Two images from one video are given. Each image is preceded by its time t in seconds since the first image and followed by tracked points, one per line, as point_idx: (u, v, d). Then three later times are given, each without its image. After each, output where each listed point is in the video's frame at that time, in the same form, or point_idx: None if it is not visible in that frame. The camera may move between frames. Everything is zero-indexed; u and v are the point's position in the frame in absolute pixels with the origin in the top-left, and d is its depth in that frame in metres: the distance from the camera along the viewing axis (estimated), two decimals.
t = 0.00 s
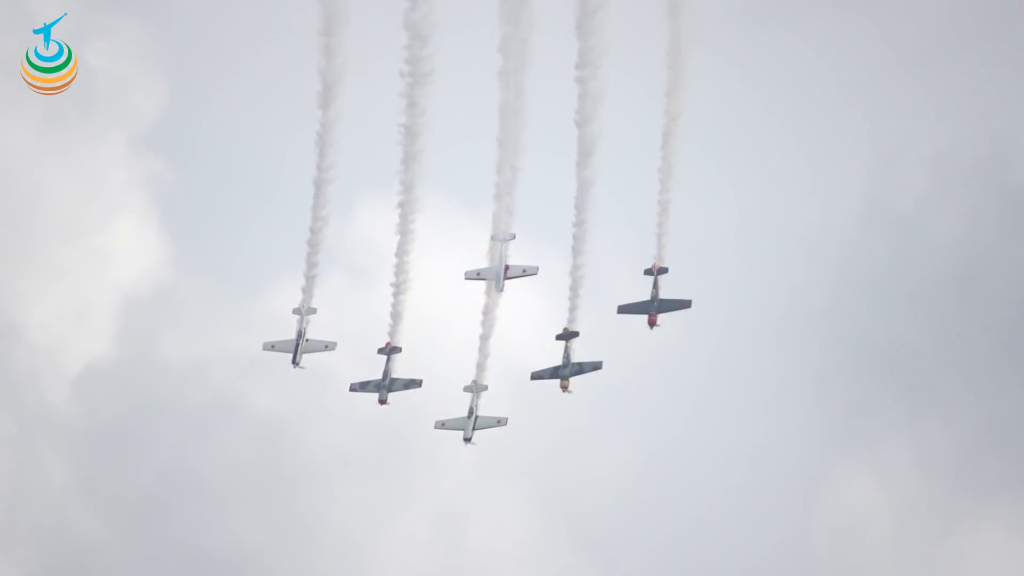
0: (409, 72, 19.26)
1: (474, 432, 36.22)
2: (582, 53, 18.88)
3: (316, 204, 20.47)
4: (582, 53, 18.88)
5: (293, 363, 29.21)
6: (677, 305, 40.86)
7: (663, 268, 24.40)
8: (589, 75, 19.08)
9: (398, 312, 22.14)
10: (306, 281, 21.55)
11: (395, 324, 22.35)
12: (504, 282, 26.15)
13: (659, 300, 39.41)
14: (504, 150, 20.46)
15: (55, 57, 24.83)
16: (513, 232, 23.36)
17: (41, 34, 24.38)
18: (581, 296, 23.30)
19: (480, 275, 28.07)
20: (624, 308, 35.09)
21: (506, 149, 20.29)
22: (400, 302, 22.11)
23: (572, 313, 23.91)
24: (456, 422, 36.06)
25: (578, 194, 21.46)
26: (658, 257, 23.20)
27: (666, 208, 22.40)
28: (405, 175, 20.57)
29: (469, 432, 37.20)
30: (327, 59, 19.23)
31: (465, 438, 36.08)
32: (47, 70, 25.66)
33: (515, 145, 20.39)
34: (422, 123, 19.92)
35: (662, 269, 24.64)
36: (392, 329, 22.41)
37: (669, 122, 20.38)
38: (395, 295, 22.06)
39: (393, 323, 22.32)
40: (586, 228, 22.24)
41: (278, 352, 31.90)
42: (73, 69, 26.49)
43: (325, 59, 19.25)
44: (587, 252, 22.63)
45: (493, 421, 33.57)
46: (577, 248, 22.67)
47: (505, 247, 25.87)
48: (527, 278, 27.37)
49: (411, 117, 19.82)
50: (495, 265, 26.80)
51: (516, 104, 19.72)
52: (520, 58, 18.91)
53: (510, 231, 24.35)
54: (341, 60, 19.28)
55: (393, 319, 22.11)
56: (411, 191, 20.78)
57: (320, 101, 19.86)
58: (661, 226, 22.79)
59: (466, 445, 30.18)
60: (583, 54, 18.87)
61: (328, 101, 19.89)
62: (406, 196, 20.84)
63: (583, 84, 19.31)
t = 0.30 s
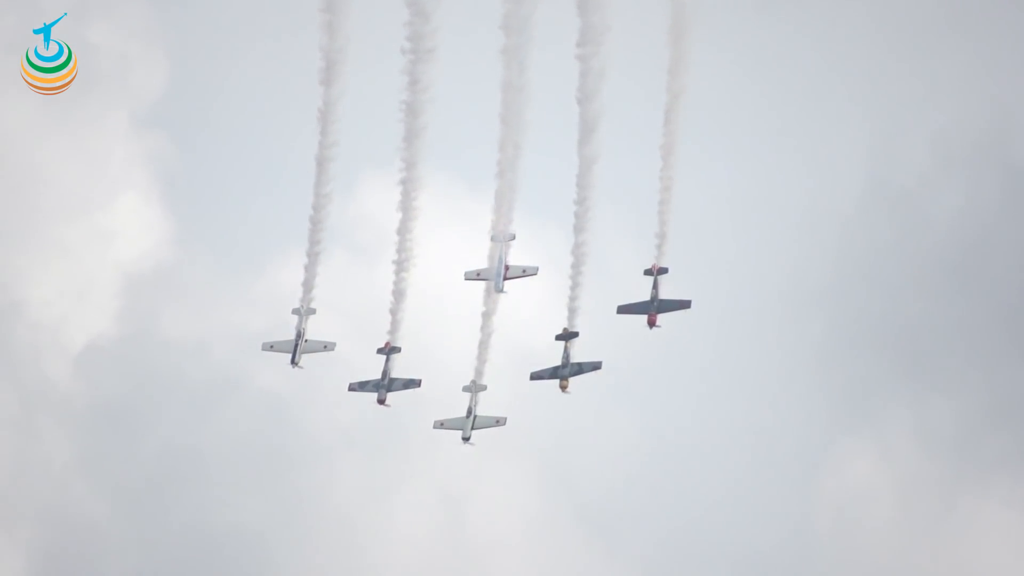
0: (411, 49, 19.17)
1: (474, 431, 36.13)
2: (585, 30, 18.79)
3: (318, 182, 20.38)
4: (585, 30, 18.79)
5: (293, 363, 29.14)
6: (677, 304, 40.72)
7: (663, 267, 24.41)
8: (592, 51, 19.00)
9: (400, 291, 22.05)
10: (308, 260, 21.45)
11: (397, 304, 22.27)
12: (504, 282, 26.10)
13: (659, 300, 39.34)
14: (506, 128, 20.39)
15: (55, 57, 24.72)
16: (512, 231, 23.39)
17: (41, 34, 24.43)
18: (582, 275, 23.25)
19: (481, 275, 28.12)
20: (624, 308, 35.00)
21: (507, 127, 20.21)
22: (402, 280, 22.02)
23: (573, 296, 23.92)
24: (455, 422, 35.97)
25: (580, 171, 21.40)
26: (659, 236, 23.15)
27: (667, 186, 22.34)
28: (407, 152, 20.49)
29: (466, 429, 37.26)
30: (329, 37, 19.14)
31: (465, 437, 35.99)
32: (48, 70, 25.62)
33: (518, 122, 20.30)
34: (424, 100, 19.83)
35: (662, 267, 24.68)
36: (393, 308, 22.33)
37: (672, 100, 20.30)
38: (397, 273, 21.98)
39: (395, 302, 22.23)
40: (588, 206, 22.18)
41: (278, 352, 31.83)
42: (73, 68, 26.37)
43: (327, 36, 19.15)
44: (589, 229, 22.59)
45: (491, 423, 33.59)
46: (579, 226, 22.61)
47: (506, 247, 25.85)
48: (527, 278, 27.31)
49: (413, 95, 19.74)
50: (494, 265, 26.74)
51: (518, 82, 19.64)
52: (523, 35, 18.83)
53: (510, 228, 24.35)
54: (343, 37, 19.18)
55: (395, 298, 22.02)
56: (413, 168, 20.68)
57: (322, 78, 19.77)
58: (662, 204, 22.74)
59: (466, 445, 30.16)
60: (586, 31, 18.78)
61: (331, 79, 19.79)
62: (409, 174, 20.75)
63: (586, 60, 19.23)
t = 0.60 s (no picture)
0: (413, 28, 18.99)
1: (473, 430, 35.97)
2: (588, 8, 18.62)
3: (321, 161, 20.19)
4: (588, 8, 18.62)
5: (293, 364, 29.02)
6: (677, 304, 40.51)
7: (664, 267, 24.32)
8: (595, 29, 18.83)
9: (403, 270, 21.89)
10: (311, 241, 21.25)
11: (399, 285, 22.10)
12: (503, 283, 25.94)
13: (659, 299, 39.19)
14: (509, 107, 20.21)
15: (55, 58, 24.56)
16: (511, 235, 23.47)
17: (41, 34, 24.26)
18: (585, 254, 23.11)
19: (480, 275, 28.03)
20: (624, 308, 34.82)
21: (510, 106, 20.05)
22: (405, 260, 21.85)
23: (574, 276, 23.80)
24: (454, 422, 35.81)
25: (583, 150, 21.24)
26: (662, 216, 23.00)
27: (671, 165, 22.19)
28: (409, 132, 20.32)
29: (466, 429, 37.13)
30: (332, 16, 18.96)
31: (464, 436, 35.81)
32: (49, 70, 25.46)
33: (520, 100, 20.13)
34: (427, 79, 19.65)
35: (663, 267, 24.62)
36: (395, 289, 22.14)
37: (675, 79, 20.15)
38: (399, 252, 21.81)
39: (397, 283, 22.04)
40: (591, 186, 22.03)
41: (277, 352, 31.72)
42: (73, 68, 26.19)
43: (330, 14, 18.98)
44: (592, 207, 22.44)
45: (491, 422, 33.50)
46: (581, 205, 22.46)
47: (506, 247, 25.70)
48: (527, 278, 27.16)
49: (415, 74, 19.56)
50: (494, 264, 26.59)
51: (521, 61, 19.47)
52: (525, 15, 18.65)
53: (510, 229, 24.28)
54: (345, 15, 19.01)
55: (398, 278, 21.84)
56: (416, 147, 20.50)
57: (324, 57, 19.59)
58: (665, 183, 22.59)
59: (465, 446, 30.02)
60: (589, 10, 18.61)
61: (333, 58, 19.60)
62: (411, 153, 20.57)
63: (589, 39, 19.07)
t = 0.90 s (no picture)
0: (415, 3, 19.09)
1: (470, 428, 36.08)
2: None
3: (323, 136, 20.27)
4: None
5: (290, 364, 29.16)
6: (675, 302, 40.56)
7: (662, 266, 24.47)
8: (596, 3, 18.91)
9: (404, 247, 21.97)
10: (312, 217, 21.31)
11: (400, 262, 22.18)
12: (502, 282, 26.05)
13: (658, 298, 39.32)
14: (510, 84, 20.31)
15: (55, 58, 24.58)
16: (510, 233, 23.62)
17: (41, 34, 24.33)
18: (586, 230, 23.24)
19: (478, 274, 28.20)
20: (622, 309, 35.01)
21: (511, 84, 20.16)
22: (406, 237, 21.93)
23: (575, 253, 23.93)
24: (451, 420, 35.91)
25: (583, 126, 21.35)
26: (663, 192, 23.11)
27: (671, 141, 22.30)
28: (410, 108, 20.41)
29: (463, 429, 37.08)
30: None
31: (461, 434, 35.90)
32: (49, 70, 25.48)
33: (521, 76, 20.23)
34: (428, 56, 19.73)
35: (662, 265, 24.72)
36: (396, 265, 22.22)
37: (676, 55, 20.27)
38: (400, 229, 21.90)
39: (398, 258, 22.12)
40: (591, 162, 22.15)
41: (274, 350, 31.86)
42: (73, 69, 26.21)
43: None
44: (593, 183, 22.57)
45: (489, 420, 33.62)
46: (582, 181, 22.58)
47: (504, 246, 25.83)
48: (525, 277, 27.25)
49: (416, 51, 19.66)
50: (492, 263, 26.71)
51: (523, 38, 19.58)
52: None
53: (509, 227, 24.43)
54: None
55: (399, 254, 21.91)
56: (417, 123, 20.58)
57: (325, 33, 19.67)
58: (666, 159, 22.72)
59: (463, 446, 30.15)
60: None
61: (335, 35, 19.70)
62: (412, 130, 20.67)
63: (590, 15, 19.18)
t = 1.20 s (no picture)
0: None
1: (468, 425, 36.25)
2: None
3: (324, 113, 20.35)
4: None
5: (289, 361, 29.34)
6: (672, 301, 40.66)
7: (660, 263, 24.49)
8: None
9: (405, 224, 22.05)
10: (313, 195, 21.36)
11: (402, 238, 22.24)
12: (501, 279, 26.22)
13: (655, 296, 39.41)
14: (510, 62, 20.43)
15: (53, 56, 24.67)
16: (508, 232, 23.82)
17: (40, 34, 24.42)
18: (587, 207, 23.39)
19: (478, 272, 28.37)
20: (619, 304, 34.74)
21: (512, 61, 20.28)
22: (407, 215, 22.02)
23: (575, 231, 24.09)
24: (448, 417, 36.12)
25: (584, 104, 21.48)
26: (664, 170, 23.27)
27: (672, 119, 22.44)
28: (411, 85, 20.50)
29: (460, 425, 37.58)
30: None
31: (458, 432, 36.22)
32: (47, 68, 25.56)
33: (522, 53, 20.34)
34: (428, 33, 19.83)
35: (659, 264, 24.71)
36: (397, 242, 22.31)
37: (676, 31, 20.41)
38: (402, 206, 22.00)
39: (399, 236, 22.22)
40: (592, 140, 22.31)
41: (273, 347, 32.03)
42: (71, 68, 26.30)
43: None
44: (593, 160, 22.72)
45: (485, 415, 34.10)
46: (582, 159, 22.74)
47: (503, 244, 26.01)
48: (524, 275, 27.43)
49: (416, 28, 19.78)
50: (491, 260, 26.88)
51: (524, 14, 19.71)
52: None
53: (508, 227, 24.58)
54: None
55: (400, 232, 22.00)
56: (418, 101, 20.67)
57: (326, 11, 19.75)
58: (666, 136, 22.88)
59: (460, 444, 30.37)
60: None
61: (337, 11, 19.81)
62: (413, 107, 20.75)
63: None
